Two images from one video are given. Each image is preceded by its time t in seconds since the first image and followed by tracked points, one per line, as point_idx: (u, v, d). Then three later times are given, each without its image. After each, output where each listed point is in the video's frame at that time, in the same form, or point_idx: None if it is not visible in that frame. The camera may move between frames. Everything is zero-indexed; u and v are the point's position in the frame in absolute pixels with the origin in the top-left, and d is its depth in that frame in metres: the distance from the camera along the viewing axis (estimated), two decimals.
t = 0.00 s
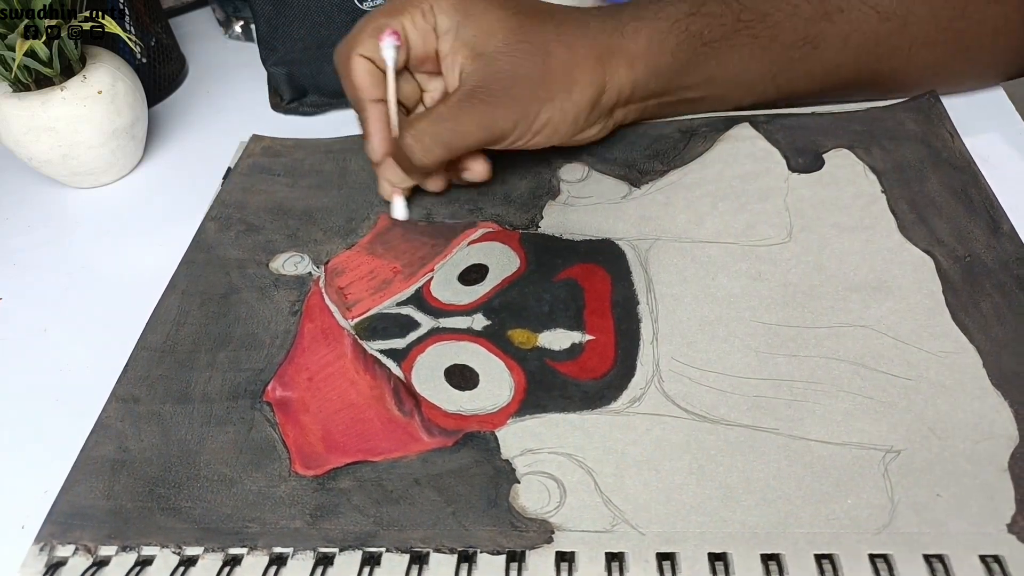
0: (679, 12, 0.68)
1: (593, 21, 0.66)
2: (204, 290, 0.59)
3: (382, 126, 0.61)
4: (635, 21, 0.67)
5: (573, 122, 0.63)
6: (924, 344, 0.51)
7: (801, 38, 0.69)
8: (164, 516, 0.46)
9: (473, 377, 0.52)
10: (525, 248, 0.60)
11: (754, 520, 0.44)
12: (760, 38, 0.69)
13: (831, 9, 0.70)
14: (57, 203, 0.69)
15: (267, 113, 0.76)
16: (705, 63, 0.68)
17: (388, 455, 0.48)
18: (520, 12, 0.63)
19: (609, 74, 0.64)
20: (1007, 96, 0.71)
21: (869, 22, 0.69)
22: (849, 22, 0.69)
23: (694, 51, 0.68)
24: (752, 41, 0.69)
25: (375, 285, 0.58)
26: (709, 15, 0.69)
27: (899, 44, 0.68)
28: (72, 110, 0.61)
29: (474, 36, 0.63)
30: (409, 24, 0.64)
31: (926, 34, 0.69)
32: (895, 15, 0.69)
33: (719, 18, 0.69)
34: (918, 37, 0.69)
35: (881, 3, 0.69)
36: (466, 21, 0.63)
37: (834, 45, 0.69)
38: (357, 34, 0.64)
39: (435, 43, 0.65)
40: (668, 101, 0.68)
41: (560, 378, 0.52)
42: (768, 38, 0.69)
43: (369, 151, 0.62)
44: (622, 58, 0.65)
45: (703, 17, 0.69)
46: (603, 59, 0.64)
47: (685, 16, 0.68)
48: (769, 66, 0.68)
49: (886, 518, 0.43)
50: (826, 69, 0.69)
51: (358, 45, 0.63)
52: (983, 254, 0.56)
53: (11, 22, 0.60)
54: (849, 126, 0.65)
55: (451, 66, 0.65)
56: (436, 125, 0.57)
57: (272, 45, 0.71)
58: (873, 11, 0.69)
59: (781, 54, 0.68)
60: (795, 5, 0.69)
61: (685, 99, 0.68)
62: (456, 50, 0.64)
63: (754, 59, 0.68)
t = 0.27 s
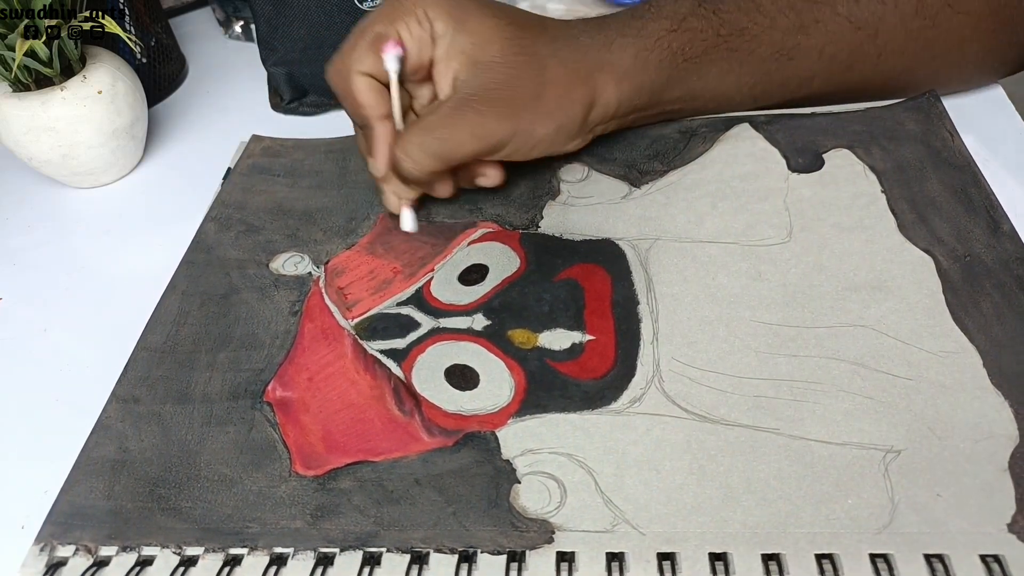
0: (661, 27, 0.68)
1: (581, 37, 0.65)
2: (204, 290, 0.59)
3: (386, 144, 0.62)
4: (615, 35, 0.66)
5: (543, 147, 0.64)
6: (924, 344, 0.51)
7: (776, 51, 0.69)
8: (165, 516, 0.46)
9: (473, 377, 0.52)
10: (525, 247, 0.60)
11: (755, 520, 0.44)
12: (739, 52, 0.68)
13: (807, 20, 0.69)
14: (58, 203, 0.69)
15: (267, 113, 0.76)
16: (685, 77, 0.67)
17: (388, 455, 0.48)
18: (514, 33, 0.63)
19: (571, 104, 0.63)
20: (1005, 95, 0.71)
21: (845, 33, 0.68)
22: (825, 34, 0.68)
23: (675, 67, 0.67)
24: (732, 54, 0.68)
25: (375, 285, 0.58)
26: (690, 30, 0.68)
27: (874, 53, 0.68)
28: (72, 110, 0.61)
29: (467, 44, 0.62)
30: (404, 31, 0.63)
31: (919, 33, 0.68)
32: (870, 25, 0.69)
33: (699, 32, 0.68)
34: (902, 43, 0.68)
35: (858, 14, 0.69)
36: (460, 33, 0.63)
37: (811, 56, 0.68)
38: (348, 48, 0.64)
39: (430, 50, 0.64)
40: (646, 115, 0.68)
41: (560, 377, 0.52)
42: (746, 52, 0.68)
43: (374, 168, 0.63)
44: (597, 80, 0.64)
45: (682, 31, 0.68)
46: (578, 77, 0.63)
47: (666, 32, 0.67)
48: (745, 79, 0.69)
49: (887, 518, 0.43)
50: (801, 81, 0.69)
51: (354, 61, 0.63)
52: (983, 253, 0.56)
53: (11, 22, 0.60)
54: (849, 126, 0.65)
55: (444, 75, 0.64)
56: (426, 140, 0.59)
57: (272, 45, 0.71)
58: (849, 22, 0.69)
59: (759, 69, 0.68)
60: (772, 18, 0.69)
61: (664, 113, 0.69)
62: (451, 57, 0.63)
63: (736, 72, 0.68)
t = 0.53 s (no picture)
0: (632, 48, 0.67)
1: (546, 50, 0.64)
2: (205, 289, 0.59)
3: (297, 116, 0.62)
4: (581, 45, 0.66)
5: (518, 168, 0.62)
6: (924, 344, 0.51)
7: (753, 65, 0.69)
8: (166, 515, 0.46)
9: (474, 376, 0.52)
10: (526, 246, 0.60)
11: (755, 519, 0.44)
12: (713, 68, 0.68)
13: (784, 35, 0.70)
14: (59, 202, 0.69)
15: (267, 113, 0.77)
16: (656, 95, 0.67)
17: (389, 453, 0.48)
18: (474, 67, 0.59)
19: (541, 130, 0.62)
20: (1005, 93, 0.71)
21: (824, 48, 0.69)
22: (803, 48, 0.69)
23: (647, 85, 0.67)
24: (705, 71, 0.68)
25: (376, 283, 0.58)
26: (662, 51, 0.68)
27: (857, 65, 0.69)
28: (72, 110, 0.61)
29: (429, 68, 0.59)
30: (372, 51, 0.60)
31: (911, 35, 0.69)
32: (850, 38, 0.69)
33: (672, 52, 0.69)
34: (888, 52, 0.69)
35: (835, 25, 0.69)
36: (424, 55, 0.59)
37: (789, 70, 0.69)
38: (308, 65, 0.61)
39: (398, 77, 0.61)
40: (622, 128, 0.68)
41: (560, 376, 0.52)
42: (718, 68, 0.68)
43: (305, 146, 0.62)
44: (568, 96, 0.63)
45: (654, 53, 0.68)
46: (549, 94, 0.62)
47: (636, 53, 0.67)
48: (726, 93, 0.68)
49: (886, 517, 0.43)
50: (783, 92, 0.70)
51: (312, 81, 0.60)
52: (984, 253, 0.56)
53: (11, 22, 0.60)
54: (850, 125, 0.65)
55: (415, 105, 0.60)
56: (403, 175, 0.57)
57: (272, 45, 0.72)
58: (828, 36, 0.69)
59: (738, 83, 0.69)
60: (747, 35, 0.69)
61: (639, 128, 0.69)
62: (425, 87, 0.60)
63: (710, 87, 0.68)
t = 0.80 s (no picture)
0: (647, 73, 0.64)
1: (560, 81, 0.59)
2: (205, 289, 0.59)
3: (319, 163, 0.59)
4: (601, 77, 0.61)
5: (544, 204, 0.60)
6: (923, 344, 0.51)
7: (767, 81, 0.67)
8: (166, 515, 0.46)
9: (474, 376, 0.52)
10: (526, 246, 0.60)
11: (755, 519, 0.44)
12: (727, 87, 0.66)
13: (795, 47, 0.68)
14: (59, 202, 0.69)
15: (267, 113, 0.77)
16: (670, 118, 0.65)
17: (389, 454, 0.48)
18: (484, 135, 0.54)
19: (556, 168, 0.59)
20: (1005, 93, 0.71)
21: (834, 58, 0.67)
22: (815, 61, 0.67)
23: (660, 110, 0.65)
24: (719, 90, 0.66)
25: (377, 283, 0.58)
26: (676, 74, 0.65)
27: (864, 75, 0.68)
28: (72, 110, 0.61)
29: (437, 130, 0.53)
30: (391, 100, 0.51)
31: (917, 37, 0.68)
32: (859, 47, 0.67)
33: (685, 75, 0.66)
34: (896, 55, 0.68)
35: (846, 36, 0.68)
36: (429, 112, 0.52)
37: (801, 83, 0.68)
38: (325, 105, 0.52)
39: (418, 126, 0.53)
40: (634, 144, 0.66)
41: (560, 376, 0.52)
42: (732, 86, 0.66)
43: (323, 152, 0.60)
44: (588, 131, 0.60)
45: (666, 77, 0.65)
46: (572, 128, 0.58)
47: (651, 79, 0.64)
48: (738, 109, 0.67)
49: (886, 517, 0.44)
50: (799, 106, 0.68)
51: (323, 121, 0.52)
52: (983, 253, 0.56)
53: (11, 22, 0.60)
54: (850, 125, 0.66)
55: (439, 154, 0.54)
56: (431, 228, 0.54)
57: (272, 45, 0.71)
58: (839, 47, 0.67)
59: (751, 100, 0.67)
60: (758, 49, 0.67)
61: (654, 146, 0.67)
62: (449, 137, 0.53)
63: (723, 105, 0.66)
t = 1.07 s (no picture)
0: (650, 48, 0.67)
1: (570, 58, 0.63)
2: (205, 288, 0.59)
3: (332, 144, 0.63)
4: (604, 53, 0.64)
5: (571, 172, 0.62)
6: (923, 344, 0.51)
7: (765, 63, 0.69)
8: (167, 514, 0.46)
9: (474, 376, 0.52)
10: (526, 246, 0.60)
11: (755, 519, 0.44)
12: (727, 66, 0.68)
13: (796, 32, 0.70)
14: (59, 202, 0.69)
15: (267, 113, 0.77)
16: (672, 95, 0.67)
17: (389, 452, 0.49)
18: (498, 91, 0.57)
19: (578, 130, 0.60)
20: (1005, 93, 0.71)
21: (834, 46, 0.69)
22: (814, 46, 0.69)
23: (663, 86, 0.67)
24: (719, 70, 0.68)
25: (377, 283, 0.58)
26: (679, 50, 0.68)
27: (864, 65, 0.69)
28: (72, 110, 0.61)
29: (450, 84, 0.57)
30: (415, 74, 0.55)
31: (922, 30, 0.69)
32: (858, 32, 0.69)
33: (688, 52, 0.68)
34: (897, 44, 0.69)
35: (845, 23, 0.70)
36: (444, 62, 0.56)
37: (800, 68, 0.69)
38: (347, 93, 0.55)
39: (442, 98, 0.57)
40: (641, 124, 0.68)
41: (560, 375, 0.52)
42: (731, 66, 0.68)
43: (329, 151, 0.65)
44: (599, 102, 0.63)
45: (670, 53, 0.68)
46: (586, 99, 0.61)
47: (654, 53, 0.67)
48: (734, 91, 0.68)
49: (886, 517, 0.44)
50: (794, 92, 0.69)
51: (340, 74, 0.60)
52: (984, 253, 0.56)
53: (11, 22, 0.60)
54: (850, 125, 0.66)
55: (466, 123, 0.57)
56: (471, 194, 0.55)
57: (272, 45, 0.71)
58: (838, 34, 0.69)
59: (750, 83, 0.68)
60: (759, 32, 0.70)
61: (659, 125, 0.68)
62: (473, 104, 0.56)
63: (723, 86, 0.68)
